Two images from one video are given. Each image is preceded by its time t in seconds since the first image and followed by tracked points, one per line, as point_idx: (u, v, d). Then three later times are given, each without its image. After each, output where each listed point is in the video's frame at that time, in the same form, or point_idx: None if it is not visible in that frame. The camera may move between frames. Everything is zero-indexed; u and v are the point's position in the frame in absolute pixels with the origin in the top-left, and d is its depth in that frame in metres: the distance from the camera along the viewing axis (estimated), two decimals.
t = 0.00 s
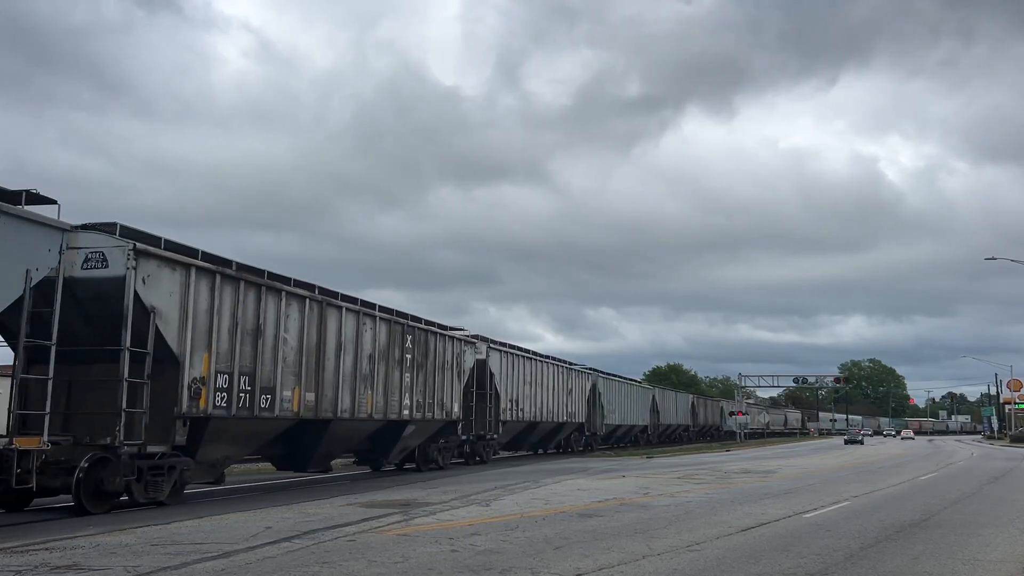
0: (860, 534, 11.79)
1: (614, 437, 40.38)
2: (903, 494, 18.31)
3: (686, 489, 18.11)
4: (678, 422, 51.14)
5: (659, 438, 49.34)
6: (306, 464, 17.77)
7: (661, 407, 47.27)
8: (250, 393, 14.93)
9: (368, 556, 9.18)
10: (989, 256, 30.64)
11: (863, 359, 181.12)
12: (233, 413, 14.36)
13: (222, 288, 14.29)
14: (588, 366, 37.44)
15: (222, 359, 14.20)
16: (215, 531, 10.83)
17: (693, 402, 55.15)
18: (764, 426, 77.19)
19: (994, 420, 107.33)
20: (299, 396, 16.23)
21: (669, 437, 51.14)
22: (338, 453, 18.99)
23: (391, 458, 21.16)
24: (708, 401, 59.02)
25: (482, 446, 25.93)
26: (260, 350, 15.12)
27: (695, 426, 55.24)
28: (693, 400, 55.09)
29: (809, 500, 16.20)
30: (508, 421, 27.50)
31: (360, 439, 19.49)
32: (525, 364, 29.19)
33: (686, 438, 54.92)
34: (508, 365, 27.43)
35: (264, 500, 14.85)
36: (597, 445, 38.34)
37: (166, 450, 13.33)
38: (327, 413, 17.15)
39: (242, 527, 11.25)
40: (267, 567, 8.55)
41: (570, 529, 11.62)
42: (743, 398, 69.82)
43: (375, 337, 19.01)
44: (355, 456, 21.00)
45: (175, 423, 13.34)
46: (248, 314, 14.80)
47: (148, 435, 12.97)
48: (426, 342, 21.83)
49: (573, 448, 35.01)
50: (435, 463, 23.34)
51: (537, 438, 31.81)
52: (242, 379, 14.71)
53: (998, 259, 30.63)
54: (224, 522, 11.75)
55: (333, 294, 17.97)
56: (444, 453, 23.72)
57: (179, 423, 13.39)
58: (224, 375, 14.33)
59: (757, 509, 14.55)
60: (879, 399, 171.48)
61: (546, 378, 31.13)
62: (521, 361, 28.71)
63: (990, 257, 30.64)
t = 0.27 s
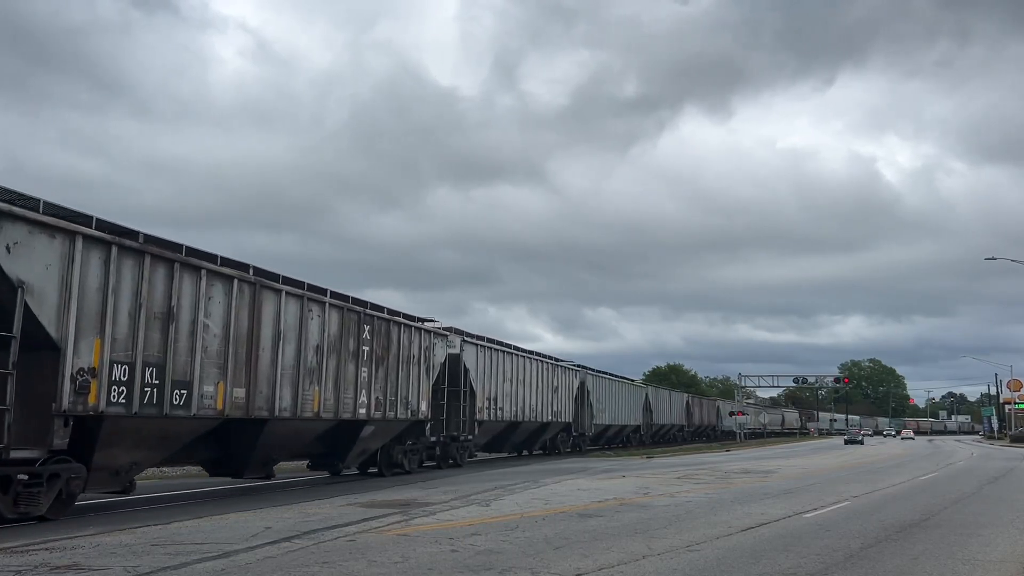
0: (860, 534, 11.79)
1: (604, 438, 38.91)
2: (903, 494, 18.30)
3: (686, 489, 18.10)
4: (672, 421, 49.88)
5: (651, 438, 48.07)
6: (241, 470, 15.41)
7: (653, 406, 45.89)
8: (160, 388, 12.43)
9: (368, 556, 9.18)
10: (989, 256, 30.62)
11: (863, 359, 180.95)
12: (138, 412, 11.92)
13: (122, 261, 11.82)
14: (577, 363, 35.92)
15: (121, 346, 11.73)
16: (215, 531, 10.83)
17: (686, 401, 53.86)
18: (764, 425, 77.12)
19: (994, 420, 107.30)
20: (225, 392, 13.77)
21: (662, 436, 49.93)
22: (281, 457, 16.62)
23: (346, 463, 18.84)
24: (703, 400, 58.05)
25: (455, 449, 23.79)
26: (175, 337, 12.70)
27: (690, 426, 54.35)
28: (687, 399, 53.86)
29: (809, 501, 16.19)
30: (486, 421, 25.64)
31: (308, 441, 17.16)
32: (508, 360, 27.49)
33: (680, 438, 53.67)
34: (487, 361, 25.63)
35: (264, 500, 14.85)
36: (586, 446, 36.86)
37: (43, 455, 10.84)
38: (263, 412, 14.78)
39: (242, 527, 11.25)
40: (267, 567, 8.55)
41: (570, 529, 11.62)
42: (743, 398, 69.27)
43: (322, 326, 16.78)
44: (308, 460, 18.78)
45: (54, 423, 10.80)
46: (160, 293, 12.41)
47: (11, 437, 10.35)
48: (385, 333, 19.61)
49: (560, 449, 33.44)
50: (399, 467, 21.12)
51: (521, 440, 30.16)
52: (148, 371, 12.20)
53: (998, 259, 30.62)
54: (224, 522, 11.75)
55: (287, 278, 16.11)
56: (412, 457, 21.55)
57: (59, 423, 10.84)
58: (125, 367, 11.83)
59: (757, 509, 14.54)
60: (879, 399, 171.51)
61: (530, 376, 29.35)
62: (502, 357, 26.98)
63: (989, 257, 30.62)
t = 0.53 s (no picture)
0: (860, 534, 11.79)
1: (594, 439, 37.67)
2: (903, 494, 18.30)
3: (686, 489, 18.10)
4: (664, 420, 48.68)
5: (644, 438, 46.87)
6: (157, 477, 13.50)
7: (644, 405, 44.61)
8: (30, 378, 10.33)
9: (368, 556, 9.18)
10: (989, 256, 30.62)
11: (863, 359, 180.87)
12: None
13: (64, 247, 10.94)
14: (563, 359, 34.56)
15: None
16: (215, 531, 10.82)
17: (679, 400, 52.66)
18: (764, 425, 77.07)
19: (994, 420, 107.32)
20: (121, 383, 11.72)
21: (655, 436, 48.81)
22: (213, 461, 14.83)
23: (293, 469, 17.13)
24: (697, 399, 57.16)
25: (424, 450, 22.13)
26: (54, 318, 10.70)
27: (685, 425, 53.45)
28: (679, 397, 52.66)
29: (809, 500, 16.19)
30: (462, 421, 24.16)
31: (243, 443, 15.37)
32: (488, 356, 26.05)
33: (674, 438, 52.48)
34: (463, 356, 24.14)
35: (264, 500, 14.85)
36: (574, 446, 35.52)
37: None
38: (178, 408, 12.84)
39: (242, 527, 11.25)
40: (267, 567, 8.55)
41: (570, 529, 11.62)
42: (743, 398, 69.06)
43: (259, 313, 14.98)
44: (249, 465, 16.93)
45: None
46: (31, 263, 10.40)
47: None
48: (337, 322, 17.83)
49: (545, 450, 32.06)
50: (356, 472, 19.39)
51: (503, 440, 28.71)
52: (14, 360, 10.13)
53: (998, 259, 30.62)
54: (224, 522, 11.74)
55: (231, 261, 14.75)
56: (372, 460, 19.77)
57: None
58: None
59: (757, 509, 14.54)
60: (879, 399, 171.58)
61: (511, 372, 27.89)
62: (481, 352, 25.54)
63: (989, 257, 30.61)
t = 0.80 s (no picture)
0: (860, 534, 11.78)
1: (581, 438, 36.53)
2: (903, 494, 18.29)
3: (686, 489, 18.10)
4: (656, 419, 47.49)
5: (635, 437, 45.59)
6: (44, 486, 11.53)
7: (634, 404, 43.31)
8: None
9: (368, 556, 9.18)
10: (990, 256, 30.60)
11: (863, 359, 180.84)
12: None
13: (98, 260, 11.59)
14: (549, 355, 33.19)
15: None
16: (215, 531, 10.83)
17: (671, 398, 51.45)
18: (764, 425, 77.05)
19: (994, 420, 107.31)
20: None
21: (647, 436, 47.62)
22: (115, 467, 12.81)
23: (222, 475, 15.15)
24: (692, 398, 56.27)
25: (388, 452, 20.33)
26: None
27: (679, 424, 52.57)
28: (671, 396, 51.44)
29: (809, 501, 16.19)
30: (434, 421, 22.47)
31: (154, 446, 13.30)
32: (466, 350, 24.49)
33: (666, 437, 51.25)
34: (435, 350, 22.50)
35: (264, 501, 14.86)
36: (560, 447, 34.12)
37: None
38: (47, 405, 10.68)
39: (242, 527, 11.25)
40: (267, 566, 8.55)
41: (570, 529, 11.62)
42: (743, 398, 69.05)
43: (171, 294, 12.92)
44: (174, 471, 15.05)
45: None
46: None
47: None
48: (273, 308, 15.75)
49: (528, 450, 30.68)
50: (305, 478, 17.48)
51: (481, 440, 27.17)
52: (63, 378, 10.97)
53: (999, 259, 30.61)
54: (224, 522, 11.74)
55: (158, 239, 13.16)
56: (323, 464, 17.90)
57: None
58: None
59: (757, 509, 14.54)
60: (879, 399, 171.72)
61: (491, 367, 26.33)
62: (457, 344, 23.97)
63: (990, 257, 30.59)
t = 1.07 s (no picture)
0: (861, 534, 11.78)
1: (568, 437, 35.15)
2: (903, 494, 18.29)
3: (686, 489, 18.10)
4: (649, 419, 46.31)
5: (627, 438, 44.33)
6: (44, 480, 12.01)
7: (626, 403, 42.03)
8: None
9: (368, 556, 9.18)
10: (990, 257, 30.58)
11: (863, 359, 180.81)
12: None
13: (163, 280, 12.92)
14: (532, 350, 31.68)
15: None
16: (215, 531, 10.83)
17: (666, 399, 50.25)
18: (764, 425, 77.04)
19: (993, 420, 107.32)
20: None
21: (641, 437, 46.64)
22: None
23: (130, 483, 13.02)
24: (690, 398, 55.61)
25: (341, 455, 18.41)
26: None
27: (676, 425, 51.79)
28: (666, 396, 50.39)
29: (809, 501, 16.19)
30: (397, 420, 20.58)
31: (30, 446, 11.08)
32: (436, 344, 22.73)
33: (661, 439, 50.22)
34: (400, 343, 20.66)
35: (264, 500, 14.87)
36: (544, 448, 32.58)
37: None
38: None
39: (242, 527, 11.25)
40: (267, 566, 8.55)
41: (570, 529, 11.62)
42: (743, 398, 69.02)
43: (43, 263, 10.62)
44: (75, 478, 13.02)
45: None
46: None
47: None
48: (193, 289, 13.54)
49: (509, 451, 29.08)
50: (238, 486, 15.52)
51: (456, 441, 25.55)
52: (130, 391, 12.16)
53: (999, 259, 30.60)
54: (224, 522, 11.74)
55: (19, 196, 10.69)
56: (257, 472, 15.78)
57: None
58: None
59: (757, 509, 14.54)
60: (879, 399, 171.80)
61: (465, 363, 24.57)
62: (426, 337, 22.21)
63: (991, 257, 30.58)
